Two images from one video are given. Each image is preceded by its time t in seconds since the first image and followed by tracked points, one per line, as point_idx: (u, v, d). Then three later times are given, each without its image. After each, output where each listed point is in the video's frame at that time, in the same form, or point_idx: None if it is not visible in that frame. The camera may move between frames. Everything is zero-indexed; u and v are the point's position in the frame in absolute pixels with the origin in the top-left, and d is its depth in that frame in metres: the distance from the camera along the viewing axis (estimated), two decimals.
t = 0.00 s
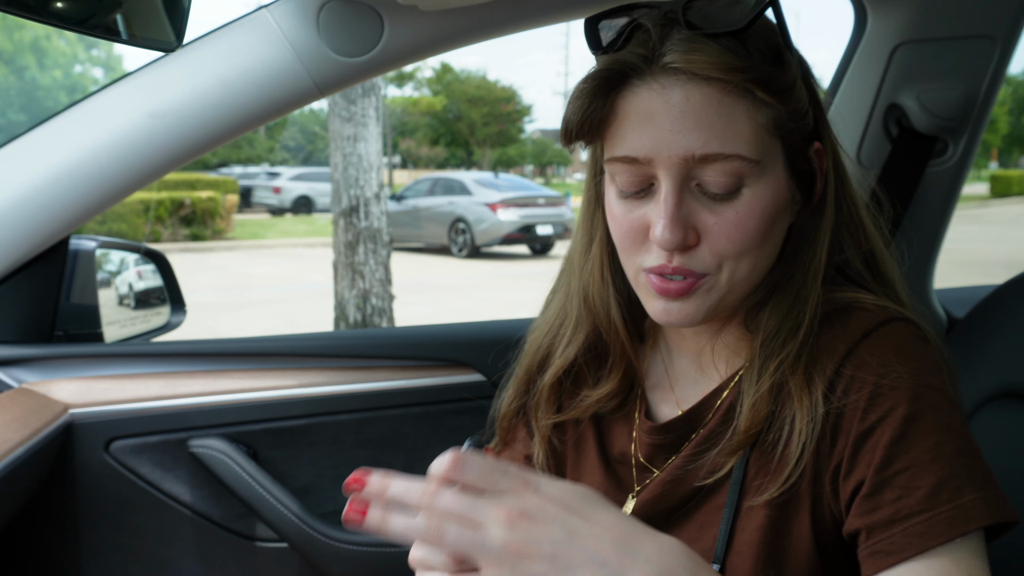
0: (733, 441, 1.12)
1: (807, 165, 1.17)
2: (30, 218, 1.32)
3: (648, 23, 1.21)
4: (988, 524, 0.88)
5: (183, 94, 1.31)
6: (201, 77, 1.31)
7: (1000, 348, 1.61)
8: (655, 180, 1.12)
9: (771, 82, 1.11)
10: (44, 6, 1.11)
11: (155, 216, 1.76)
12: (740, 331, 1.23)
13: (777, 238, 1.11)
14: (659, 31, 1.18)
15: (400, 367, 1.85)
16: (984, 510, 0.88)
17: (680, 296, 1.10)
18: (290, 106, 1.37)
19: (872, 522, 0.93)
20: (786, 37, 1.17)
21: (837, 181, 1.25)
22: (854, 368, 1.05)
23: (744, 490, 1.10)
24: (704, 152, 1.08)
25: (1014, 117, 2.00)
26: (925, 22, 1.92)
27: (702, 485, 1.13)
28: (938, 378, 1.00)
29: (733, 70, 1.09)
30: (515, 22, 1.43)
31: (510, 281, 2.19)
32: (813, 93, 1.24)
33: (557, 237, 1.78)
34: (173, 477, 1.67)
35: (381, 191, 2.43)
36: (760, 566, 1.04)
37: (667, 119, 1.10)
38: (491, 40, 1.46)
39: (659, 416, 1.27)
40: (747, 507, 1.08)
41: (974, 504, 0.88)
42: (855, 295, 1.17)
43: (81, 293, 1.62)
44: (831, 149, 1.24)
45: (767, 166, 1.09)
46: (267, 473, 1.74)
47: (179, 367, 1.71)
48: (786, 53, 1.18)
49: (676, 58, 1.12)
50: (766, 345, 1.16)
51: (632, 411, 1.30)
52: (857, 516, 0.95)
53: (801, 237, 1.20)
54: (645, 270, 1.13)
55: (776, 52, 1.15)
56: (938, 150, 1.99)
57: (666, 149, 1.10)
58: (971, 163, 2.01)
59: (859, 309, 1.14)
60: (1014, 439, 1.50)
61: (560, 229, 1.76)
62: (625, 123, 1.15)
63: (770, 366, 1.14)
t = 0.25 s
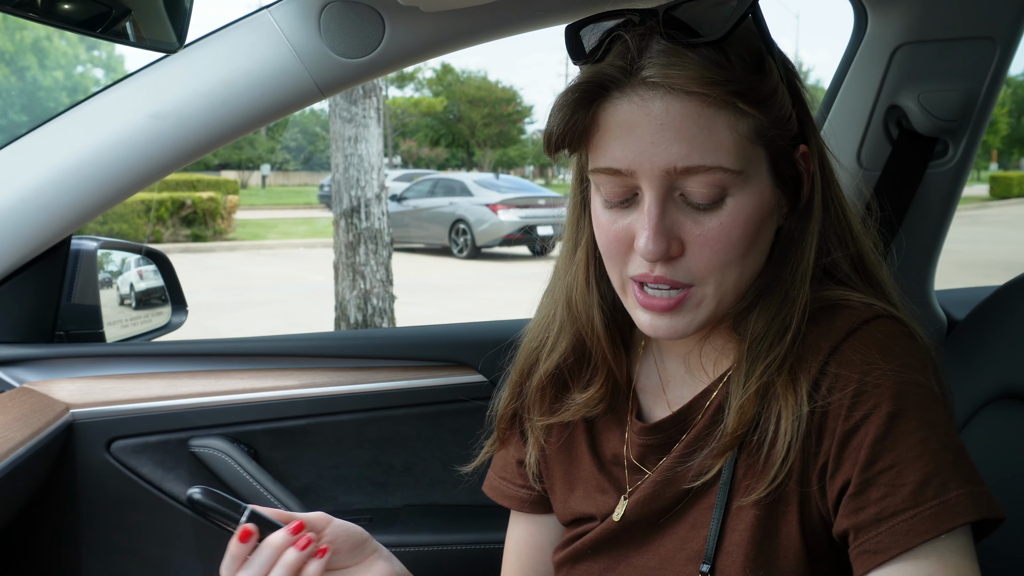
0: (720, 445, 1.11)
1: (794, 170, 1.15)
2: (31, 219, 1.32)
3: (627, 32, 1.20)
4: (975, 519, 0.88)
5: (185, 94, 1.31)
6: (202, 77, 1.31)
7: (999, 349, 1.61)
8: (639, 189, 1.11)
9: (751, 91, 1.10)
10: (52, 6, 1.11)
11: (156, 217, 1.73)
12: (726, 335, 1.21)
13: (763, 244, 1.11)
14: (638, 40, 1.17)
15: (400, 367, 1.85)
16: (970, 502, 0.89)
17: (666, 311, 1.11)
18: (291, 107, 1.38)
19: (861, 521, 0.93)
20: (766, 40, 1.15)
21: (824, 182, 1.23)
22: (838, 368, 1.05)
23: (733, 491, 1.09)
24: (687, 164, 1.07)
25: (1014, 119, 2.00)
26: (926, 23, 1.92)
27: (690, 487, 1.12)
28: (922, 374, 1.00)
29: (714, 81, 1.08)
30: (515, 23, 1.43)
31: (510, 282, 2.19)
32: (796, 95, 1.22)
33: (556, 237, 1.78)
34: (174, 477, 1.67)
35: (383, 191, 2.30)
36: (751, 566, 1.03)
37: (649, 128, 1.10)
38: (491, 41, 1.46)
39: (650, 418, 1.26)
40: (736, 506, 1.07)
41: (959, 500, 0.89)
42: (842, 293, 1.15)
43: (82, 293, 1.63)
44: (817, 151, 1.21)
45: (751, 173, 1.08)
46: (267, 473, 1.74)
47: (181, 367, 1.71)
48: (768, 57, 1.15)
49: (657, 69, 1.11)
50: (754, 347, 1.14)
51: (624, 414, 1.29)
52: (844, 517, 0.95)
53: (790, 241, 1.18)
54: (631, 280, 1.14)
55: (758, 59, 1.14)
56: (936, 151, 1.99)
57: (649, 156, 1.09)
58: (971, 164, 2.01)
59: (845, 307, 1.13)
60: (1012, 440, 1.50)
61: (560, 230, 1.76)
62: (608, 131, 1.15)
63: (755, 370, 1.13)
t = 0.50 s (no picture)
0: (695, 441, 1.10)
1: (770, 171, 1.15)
2: (32, 221, 1.32)
3: (604, 33, 1.19)
4: (937, 516, 0.88)
5: (184, 97, 1.31)
6: (201, 79, 1.31)
7: (1001, 348, 1.61)
8: (614, 189, 1.11)
9: (726, 93, 1.09)
10: (67, 8, 1.12)
11: (156, 218, 1.72)
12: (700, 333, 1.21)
13: (738, 244, 1.11)
14: (615, 40, 1.17)
15: (401, 368, 1.85)
16: (931, 501, 0.88)
17: (638, 308, 1.11)
18: (290, 109, 1.38)
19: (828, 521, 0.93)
20: (743, 41, 1.15)
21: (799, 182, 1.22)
22: (804, 367, 1.05)
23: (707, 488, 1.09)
24: (662, 163, 1.07)
25: (1015, 118, 1.99)
26: (925, 22, 1.92)
27: (661, 484, 1.11)
28: (886, 372, 1.00)
29: (689, 82, 1.08)
30: (513, 23, 1.44)
31: (511, 282, 2.19)
32: (769, 95, 1.22)
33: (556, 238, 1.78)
34: (175, 478, 1.68)
35: (383, 193, 2.26)
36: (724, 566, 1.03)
37: (624, 129, 1.10)
38: (490, 41, 1.46)
39: (631, 417, 1.26)
40: (708, 505, 1.07)
41: (921, 498, 0.88)
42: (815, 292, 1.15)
43: (83, 295, 1.63)
44: (791, 152, 1.22)
45: (726, 173, 1.08)
46: (269, 474, 1.74)
47: (181, 369, 1.72)
48: (744, 58, 1.15)
49: (633, 69, 1.11)
50: (726, 346, 1.14)
51: (609, 413, 1.28)
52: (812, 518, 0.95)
53: (764, 240, 1.17)
54: (605, 277, 1.13)
55: (735, 60, 1.13)
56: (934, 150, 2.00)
57: (624, 156, 1.09)
58: (970, 163, 2.01)
59: (815, 305, 1.12)
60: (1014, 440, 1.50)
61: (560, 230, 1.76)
62: (584, 132, 1.15)
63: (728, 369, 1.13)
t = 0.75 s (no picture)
0: (687, 445, 1.10)
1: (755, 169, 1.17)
2: (31, 221, 1.32)
3: (603, 22, 1.21)
4: (934, 520, 0.86)
5: (184, 96, 1.31)
6: (200, 79, 1.31)
7: (1001, 349, 1.61)
8: (611, 173, 1.10)
9: (725, 80, 1.12)
10: (86, 13, 1.12)
11: (155, 218, 1.70)
12: (690, 330, 1.21)
13: (729, 238, 1.10)
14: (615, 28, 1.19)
15: (401, 368, 1.85)
16: (928, 507, 0.87)
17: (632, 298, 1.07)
18: (290, 109, 1.38)
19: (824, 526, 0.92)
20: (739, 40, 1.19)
21: (783, 182, 1.24)
22: (795, 367, 1.04)
23: (701, 490, 1.08)
24: (663, 147, 1.07)
25: (1016, 119, 1.99)
26: (926, 24, 1.92)
27: (651, 485, 1.11)
28: (878, 375, 0.98)
29: (691, 66, 1.10)
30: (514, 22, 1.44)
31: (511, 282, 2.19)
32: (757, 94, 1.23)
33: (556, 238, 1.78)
34: (174, 478, 1.68)
35: (382, 193, 2.38)
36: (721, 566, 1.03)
37: (623, 114, 1.10)
38: (490, 41, 1.46)
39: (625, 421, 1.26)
40: (703, 505, 1.07)
41: (918, 504, 0.87)
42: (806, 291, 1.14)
43: (83, 296, 1.63)
44: (777, 152, 1.24)
45: (721, 162, 1.09)
46: (268, 474, 1.74)
47: (182, 369, 1.71)
48: (737, 54, 1.19)
49: (636, 50, 1.13)
50: (718, 345, 1.15)
51: (595, 414, 1.27)
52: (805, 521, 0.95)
53: (751, 236, 1.20)
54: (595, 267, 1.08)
55: (729, 53, 1.17)
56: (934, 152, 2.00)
57: (623, 144, 1.08)
58: (971, 165, 2.01)
59: (803, 305, 1.12)
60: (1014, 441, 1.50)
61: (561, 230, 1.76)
62: (581, 118, 1.14)
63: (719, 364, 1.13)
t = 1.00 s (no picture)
0: (696, 457, 1.11)
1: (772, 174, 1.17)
2: (31, 221, 1.32)
3: (658, 14, 1.19)
4: (953, 523, 0.89)
5: (184, 96, 1.31)
6: (200, 79, 1.31)
7: (1001, 348, 1.61)
8: (642, 170, 1.11)
9: (766, 81, 1.12)
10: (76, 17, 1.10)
11: (156, 218, 1.70)
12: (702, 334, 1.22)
13: (747, 242, 1.12)
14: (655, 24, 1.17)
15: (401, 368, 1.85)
16: (948, 511, 0.89)
17: (659, 298, 1.09)
18: (290, 109, 1.38)
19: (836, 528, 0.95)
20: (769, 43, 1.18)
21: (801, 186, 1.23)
22: (807, 372, 1.06)
23: (710, 496, 1.10)
24: (701, 146, 1.08)
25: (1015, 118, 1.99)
26: (925, 23, 1.92)
27: (664, 492, 1.11)
28: (891, 376, 1.00)
29: (740, 66, 1.10)
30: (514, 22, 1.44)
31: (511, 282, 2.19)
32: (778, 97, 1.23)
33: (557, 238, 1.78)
34: (174, 478, 1.68)
35: (382, 193, 2.35)
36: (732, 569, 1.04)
37: (661, 112, 1.09)
38: (490, 41, 1.46)
39: (621, 427, 1.25)
40: (713, 512, 1.09)
41: (934, 506, 0.89)
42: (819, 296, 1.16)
43: (83, 295, 1.63)
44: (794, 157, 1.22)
45: (750, 166, 1.11)
46: (268, 474, 1.74)
47: (181, 369, 1.71)
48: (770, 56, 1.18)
49: (682, 44, 1.12)
50: (732, 350, 1.15)
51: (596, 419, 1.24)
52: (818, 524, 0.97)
53: (766, 242, 1.20)
54: (618, 266, 1.11)
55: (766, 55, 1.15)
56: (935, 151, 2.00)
57: (663, 142, 1.09)
58: (971, 163, 2.01)
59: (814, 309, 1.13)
60: (1014, 440, 1.50)
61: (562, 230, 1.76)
62: (615, 112, 1.14)
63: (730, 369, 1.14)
